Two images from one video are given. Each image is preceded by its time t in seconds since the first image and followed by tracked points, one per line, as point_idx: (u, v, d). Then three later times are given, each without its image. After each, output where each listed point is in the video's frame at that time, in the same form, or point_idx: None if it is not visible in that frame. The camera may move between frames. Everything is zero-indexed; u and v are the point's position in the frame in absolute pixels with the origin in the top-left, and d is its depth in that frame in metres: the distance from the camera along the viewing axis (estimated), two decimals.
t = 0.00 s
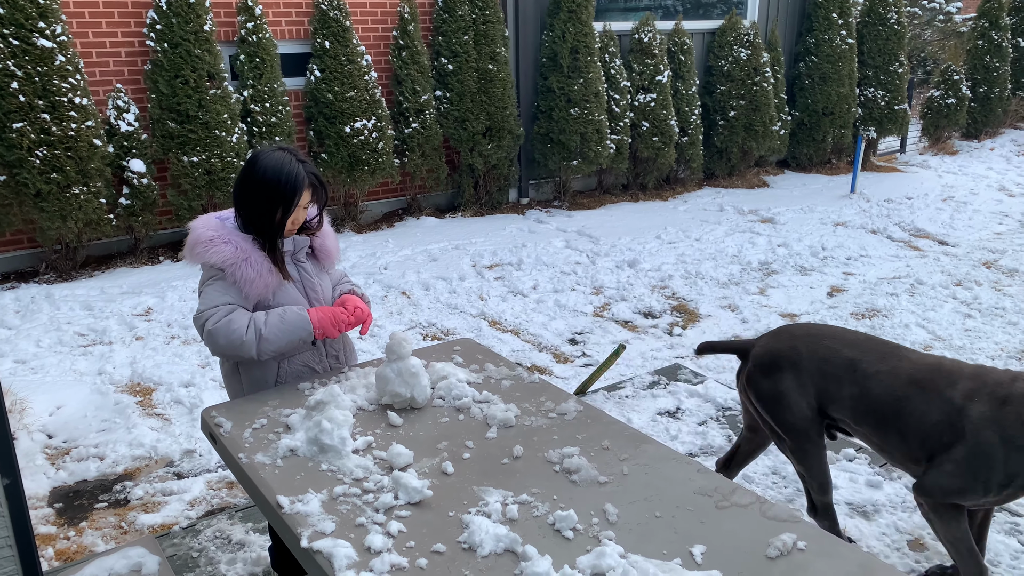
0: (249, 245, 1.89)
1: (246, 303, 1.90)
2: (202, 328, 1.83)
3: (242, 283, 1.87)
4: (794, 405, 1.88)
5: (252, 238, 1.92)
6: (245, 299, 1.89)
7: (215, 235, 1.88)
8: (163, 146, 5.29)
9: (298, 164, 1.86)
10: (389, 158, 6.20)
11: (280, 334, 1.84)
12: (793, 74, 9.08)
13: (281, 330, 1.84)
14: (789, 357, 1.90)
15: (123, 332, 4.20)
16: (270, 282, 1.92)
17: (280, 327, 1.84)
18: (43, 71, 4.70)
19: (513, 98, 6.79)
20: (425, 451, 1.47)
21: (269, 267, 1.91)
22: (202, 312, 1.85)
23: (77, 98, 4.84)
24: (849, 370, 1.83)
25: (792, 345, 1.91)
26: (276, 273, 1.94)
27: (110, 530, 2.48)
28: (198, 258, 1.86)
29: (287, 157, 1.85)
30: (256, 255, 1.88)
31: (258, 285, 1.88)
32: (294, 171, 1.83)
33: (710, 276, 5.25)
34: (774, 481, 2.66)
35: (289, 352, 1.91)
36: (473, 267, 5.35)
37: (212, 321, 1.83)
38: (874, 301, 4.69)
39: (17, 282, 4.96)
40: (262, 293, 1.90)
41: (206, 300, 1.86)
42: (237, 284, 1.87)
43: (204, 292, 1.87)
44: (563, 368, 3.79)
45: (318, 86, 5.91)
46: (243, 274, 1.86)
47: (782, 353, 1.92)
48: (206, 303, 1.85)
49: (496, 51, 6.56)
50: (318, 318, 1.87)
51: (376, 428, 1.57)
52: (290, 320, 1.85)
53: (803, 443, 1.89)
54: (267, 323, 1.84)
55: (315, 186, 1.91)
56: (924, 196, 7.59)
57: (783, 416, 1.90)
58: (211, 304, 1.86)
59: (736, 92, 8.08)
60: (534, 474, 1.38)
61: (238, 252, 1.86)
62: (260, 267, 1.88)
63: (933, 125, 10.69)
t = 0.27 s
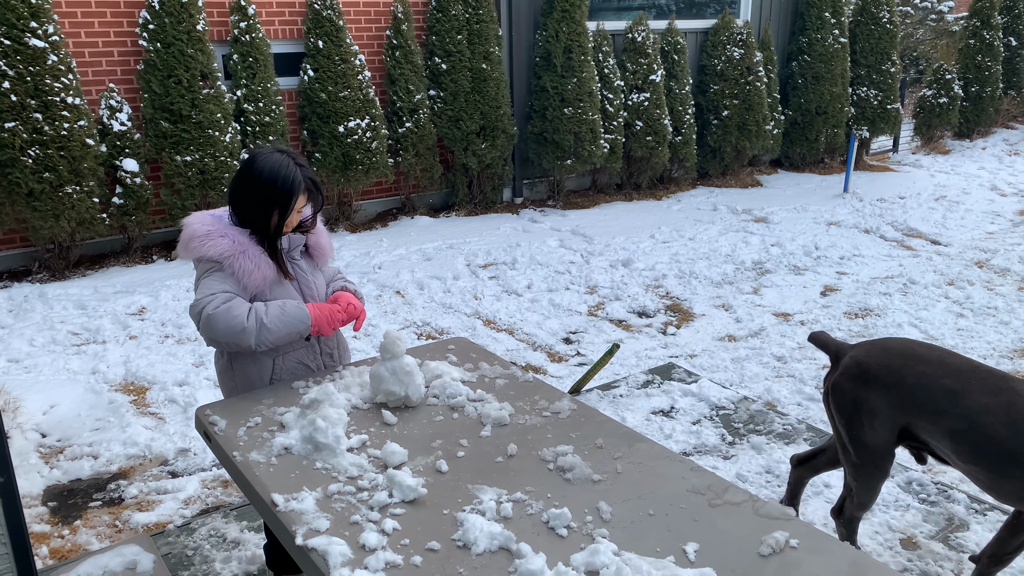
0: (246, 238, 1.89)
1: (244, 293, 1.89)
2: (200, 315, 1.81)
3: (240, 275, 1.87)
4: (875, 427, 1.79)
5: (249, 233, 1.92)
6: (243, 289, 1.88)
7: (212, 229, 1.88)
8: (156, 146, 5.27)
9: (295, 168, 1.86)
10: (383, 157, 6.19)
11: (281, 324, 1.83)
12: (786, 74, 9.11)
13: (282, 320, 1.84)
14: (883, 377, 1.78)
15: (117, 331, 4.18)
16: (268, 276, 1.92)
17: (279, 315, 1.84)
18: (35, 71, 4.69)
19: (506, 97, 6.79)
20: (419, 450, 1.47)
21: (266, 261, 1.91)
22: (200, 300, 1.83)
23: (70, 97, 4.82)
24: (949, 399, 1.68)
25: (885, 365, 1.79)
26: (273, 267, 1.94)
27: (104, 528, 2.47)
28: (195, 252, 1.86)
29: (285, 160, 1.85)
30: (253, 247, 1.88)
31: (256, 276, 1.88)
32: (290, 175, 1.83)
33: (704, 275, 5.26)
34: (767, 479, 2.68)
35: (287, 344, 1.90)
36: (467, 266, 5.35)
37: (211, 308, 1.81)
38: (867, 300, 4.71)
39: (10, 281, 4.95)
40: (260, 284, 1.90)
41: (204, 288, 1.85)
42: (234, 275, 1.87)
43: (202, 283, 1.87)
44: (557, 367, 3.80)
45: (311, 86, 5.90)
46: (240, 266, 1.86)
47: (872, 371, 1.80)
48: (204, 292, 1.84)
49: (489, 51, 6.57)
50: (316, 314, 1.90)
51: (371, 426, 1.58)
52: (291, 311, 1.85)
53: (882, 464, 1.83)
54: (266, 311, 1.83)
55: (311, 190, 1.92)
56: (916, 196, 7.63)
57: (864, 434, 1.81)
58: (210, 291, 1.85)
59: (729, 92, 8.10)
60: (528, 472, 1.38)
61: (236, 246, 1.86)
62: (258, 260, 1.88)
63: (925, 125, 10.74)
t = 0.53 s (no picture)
0: (247, 240, 1.89)
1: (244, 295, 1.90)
2: (200, 315, 1.81)
3: (241, 276, 1.87)
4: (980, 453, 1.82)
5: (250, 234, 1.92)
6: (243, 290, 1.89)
7: (213, 229, 1.89)
8: (154, 147, 5.28)
9: (297, 170, 1.86)
10: (381, 158, 6.19)
11: (281, 325, 1.84)
12: (784, 74, 9.13)
13: (282, 322, 1.84)
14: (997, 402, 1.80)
15: (115, 332, 4.19)
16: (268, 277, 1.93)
17: (278, 317, 1.85)
18: (33, 72, 4.69)
19: (504, 98, 6.79)
20: (417, 449, 1.47)
21: (267, 262, 1.91)
22: (201, 300, 1.83)
23: (68, 99, 4.82)
24: None
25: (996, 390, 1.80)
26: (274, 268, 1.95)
27: (103, 528, 2.47)
28: (196, 251, 1.86)
29: (287, 161, 1.85)
30: (254, 249, 1.89)
31: (257, 278, 1.89)
32: (292, 177, 1.84)
33: (702, 276, 5.27)
34: (765, 480, 2.68)
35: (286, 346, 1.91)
36: (465, 267, 5.36)
37: (211, 308, 1.81)
38: (865, 301, 4.72)
39: (9, 282, 4.94)
40: (260, 285, 1.90)
41: (204, 289, 1.85)
42: (235, 276, 1.87)
43: (201, 283, 1.87)
44: (555, 367, 3.81)
45: (309, 87, 5.90)
46: (242, 267, 1.86)
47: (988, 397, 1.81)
48: (204, 291, 1.84)
49: (487, 52, 6.57)
50: (315, 315, 1.91)
51: (369, 426, 1.58)
52: (291, 313, 1.86)
53: (960, 498, 1.68)
54: (265, 314, 1.84)
55: (312, 192, 1.92)
56: (914, 196, 7.65)
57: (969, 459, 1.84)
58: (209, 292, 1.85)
59: (726, 93, 8.12)
60: (526, 472, 1.39)
61: (237, 247, 1.87)
62: (259, 261, 1.89)
63: (922, 125, 10.76)
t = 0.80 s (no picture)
0: (248, 242, 1.90)
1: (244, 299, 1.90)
2: (201, 323, 1.82)
3: (242, 279, 1.87)
4: None
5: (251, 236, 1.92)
6: (243, 293, 1.89)
7: (215, 230, 1.89)
8: (153, 147, 5.28)
9: (298, 170, 1.86)
10: (380, 159, 6.20)
11: (278, 336, 1.83)
12: (782, 75, 9.14)
13: (279, 333, 1.83)
14: None
15: (114, 332, 4.19)
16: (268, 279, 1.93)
17: (275, 328, 1.83)
18: (32, 73, 4.68)
19: (503, 99, 6.79)
20: (416, 449, 1.48)
21: (267, 264, 1.92)
22: (201, 306, 1.84)
23: (67, 99, 4.83)
24: None
25: None
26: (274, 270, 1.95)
27: (102, 528, 2.48)
28: (197, 252, 1.87)
29: (289, 161, 1.86)
30: (255, 252, 1.89)
31: (257, 281, 1.89)
32: (293, 177, 1.84)
33: (700, 276, 5.28)
34: (763, 479, 2.69)
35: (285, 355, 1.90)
36: (464, 267, 5.36)
37: (211, 315, 1.82)
38: (863, 301, 4.73)
39: (7, 283, 4.94)
40: (260, 288, 1.91)
41: (204, 294, 1.86)
42: (235, 279, 1.87)
43: (201, 288, 1.87)
44: (553, 367, 3.81)
45: (308, 87, 5.91)
46: (242, 270, 1.86)
47: None
48: (205, 297, 1.85)
49: (486, 52, 6.58)
50: (316, 324, 1.87)
51: (368, 426, 1.58)
52: (289, 323, 1.84)
53: None
54: (261, 325, 1.83)
55: (313, 192, 1.92)
56: (912, 197, 7.66)
57: None
58: (208, 299, 1.85)
59: (725, 93, 8.13)
60: (524, 471, 1.39)
61: (238, 249, 1.87)
62: (259, 263, 1.89)
63: (921, 126, 10.78)
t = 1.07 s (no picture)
0: (239, 250, 1.89)
1: (234, 311, 1.91)
2: (195, 345, 1.87)
3: (231, 290, 1.87)
4: None
5: (242, 243, 1.92)
6: (233, 304, 1.89)
7: (206, 238, 1.88)
8: (144, 149, 5.26)
9: (290, 171, 1.86)
10: (372, 159, 6.19)
11: (265, 362, 1.85)
12: (773, 74, 9.17)
13: (266, 358, 1.85)
14: None
15: (106, 336, 4.17)
16: (258, 289, 1.93)
17: (263, 352, 1.86)
18: (22, 74, 4.66)
19: (495, 98, 6.79)
20: (408, 449, 1.48)
21: (257, 273, 1.91)
22: (195, 326, 1.88)
23: (57, 100, 4.81)
24: None
25: None
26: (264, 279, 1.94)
27: (93, 535, 2.47)
28: (188, 261, 1.86)
29: (279, 162, 1.85)
30: (245, 260, 1.89)
31: (248, 290, 1.89)
32: (285, 177, 1.84)
33: (693, 274, 5.30)
34: (755, 475, 2.70)
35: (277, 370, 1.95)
36: (457, 268, 5.36)
37: (203, 338, 1.87)
38: (855, 298, 4.75)
39: None
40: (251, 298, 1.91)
41: (195, 311, 1.88)
42: (226, 290, 1.87)
43: (193, 302, 1.88)
44: (546, 367, 3.82)
45: (300, 88, 5.89)
46: (232, 280, 1.86)
47: None
48: (197, 316, 1.87)
49: (479, 52, 6.58)
50: (306, 351, 1.86)
51: (360, 427, 1.58)
52: (276, 350, 1.85)
53: None
54: (249, 349, 1.86)
55: (305, 193, 1.92)
56: (903, 194, 7.70)
57: None
58: (198, 318, 1.88)
59: (717, 92, 8.16)
60: (516, 470, 1.39)
61: (229, 258, 1.86)
62: (249, 274, 1.89)
63: (912, 124, 10.84)
